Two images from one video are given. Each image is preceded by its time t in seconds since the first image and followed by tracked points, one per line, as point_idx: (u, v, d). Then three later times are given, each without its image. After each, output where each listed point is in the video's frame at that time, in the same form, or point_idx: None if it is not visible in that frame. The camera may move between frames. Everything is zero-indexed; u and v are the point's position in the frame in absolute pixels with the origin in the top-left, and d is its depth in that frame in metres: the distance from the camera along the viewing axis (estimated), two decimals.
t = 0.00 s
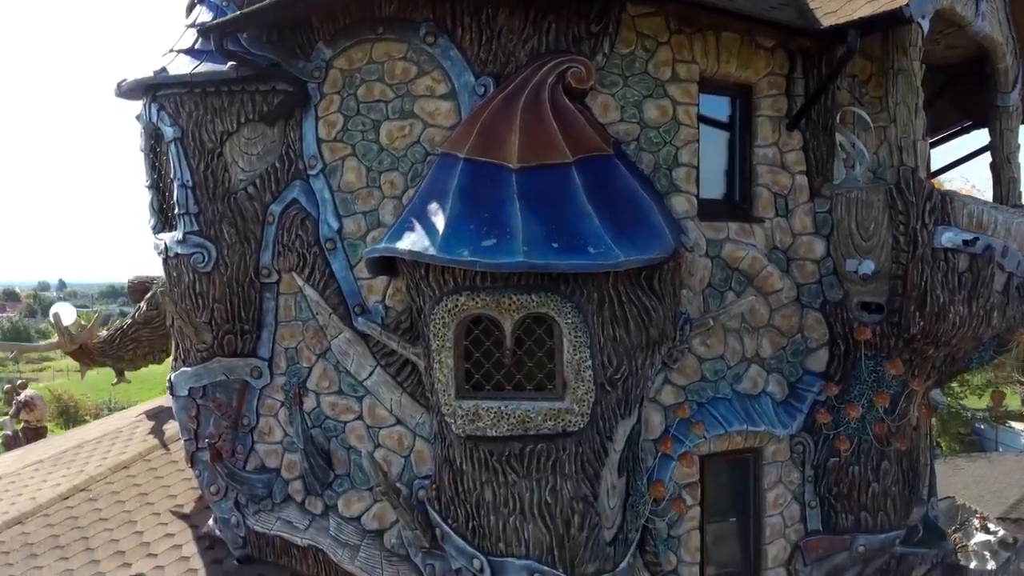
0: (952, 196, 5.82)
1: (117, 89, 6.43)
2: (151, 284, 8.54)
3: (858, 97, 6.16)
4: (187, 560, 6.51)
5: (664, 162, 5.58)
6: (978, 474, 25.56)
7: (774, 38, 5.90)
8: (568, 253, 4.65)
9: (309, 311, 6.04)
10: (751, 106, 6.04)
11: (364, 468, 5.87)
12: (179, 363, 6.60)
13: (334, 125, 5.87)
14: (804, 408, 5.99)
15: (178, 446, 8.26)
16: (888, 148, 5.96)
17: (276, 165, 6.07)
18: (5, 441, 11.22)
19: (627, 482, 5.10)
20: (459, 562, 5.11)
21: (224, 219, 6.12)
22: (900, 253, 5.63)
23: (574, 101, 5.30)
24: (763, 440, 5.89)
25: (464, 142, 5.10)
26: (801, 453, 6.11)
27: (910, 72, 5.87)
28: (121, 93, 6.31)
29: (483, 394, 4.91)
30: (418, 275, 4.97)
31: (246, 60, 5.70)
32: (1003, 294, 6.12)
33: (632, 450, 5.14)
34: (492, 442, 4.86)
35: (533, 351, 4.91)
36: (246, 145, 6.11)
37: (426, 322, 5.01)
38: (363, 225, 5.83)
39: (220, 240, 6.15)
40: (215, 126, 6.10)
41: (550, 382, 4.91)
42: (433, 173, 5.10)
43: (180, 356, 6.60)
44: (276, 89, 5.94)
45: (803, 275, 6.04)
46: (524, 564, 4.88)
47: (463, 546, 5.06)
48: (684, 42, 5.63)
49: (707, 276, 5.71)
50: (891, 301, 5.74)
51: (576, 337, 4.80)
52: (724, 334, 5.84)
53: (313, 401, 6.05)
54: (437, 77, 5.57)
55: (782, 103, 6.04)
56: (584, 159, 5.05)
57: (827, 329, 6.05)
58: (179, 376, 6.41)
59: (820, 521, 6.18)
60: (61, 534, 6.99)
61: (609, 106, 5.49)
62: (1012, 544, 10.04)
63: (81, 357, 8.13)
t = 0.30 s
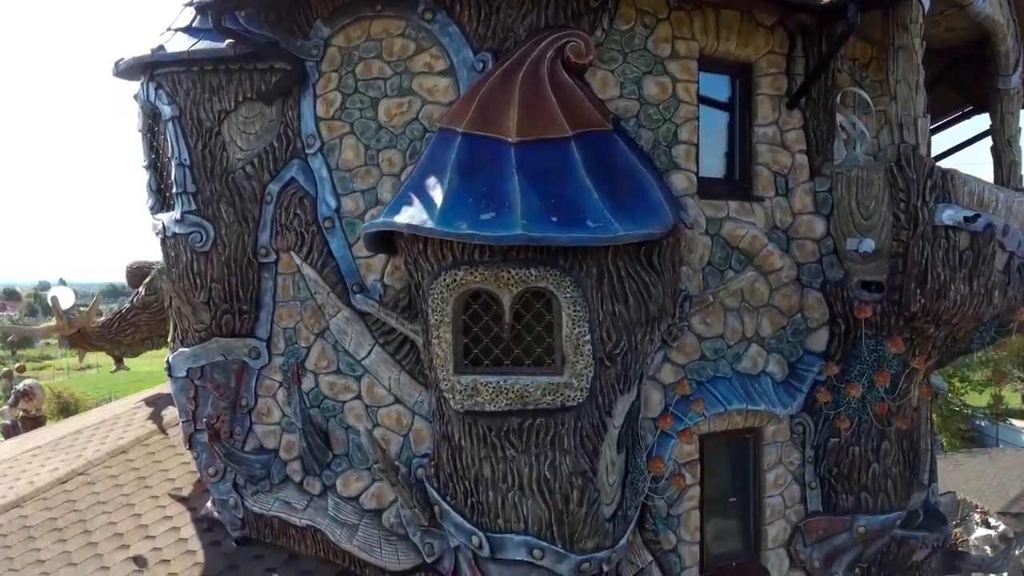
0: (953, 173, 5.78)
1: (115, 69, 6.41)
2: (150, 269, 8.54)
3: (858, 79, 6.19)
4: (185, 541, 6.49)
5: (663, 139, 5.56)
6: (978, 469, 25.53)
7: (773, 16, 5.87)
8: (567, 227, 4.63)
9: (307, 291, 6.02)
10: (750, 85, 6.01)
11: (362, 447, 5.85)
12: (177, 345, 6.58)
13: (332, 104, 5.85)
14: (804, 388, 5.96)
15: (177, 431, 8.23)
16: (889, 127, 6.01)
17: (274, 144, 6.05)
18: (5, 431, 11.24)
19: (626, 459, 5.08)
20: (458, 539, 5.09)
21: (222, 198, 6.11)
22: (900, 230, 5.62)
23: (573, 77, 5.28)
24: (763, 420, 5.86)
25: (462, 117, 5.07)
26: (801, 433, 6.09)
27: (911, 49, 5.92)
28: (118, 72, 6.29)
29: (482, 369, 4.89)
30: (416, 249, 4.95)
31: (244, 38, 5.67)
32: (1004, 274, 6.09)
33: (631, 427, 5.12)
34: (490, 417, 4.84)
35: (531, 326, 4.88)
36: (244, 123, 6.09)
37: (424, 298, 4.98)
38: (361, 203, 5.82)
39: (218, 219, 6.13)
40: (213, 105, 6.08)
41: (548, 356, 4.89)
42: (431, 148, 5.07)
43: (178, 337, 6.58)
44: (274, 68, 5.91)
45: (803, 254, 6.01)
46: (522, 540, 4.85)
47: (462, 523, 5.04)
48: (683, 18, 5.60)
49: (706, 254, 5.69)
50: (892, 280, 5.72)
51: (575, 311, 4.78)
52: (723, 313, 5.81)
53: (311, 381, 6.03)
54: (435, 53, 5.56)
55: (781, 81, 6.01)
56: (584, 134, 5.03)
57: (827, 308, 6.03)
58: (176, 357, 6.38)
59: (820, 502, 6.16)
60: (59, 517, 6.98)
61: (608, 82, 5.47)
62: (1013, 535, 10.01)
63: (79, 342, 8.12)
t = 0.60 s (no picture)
0: (954, 152, 5.76)
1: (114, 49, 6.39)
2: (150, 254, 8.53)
3: (859, 63, 6.26)
4: (185, 523, 6.48)
5: (664, 117, 5.54)
6: (980, 464, 25.52)
7: None
8: (568, 201, 4.61)
9: (307, 271, 6.01)
10: (751, 64, 5.99)
11: (362, 428, 5.84)
12: (176, 327, 6.57)
13: (332, 83, 5.83)
14: (805, 368, 5.95)
15: (176, 417, 8.21)
16: (891, 106, 5.95)
17: (273, 124, 6.04)
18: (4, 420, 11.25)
19: (627, 436, 5.06)
20: (458, 516, 5.08)
21: (221, 178, 6.09)
22: (902, 208, 5.57)
23: (574, 53, 5.24)
24: (764, 400, 5.86)
25: (463, 93, 5.05)
26: (802, 414, 6.07)
27: (912, 27, 5.88)
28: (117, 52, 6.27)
29: (482, 345, 4.87)
30: (416, 225, 4.93)
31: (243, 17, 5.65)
32: (1007, 254, 6.06)
33: (632, 404, 5.11)
34: (491, 393, 4.82)
35: (532, 301, 4.87)
36: (244, 103, 6.07)
37: (424, 274, 4.96)
38: (361, 182, 5.80)
39: (218, 199, 6.12)
40: (212, 84, 6.06)
41: (549, 332, 4.88)
42: (431, 124, 5.05)
43: (177, 319, 6.57)
44: (274, 47, 5.89)
45: (804, 234, 6.00)
46: (523, 517, 4.83)
47: (462, 501, 5.03)
48: None
49: (707, 233, 5.67)
50: (892, 259, 5.69)
51: (576, 286, 4.76)
52: (724, 292, 5.79)
53: (310, 362, 6.02)
54: (435, 31, 5.56)
55: (782, 61, 5.99)
56: (584, 110, 5.01)
57: (828, 289, 6.01)
58: (176, 339, 6.37)
59: (820, 483, 6.14)
60: (58, 500, 6.97)
61: (608, 59, 5.46)
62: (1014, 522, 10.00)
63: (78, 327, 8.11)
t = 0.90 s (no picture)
0: (956, 131, 5.75)
1: (116, 30, 6.40)
2: (150, 240, 8.51)
3: (863, 48, 6.56)
4: (185, 506, 6.47)
5: (665, 96, 5.53)
6: (981, 459, 25.53)
7: None
8: (568, 176, 4.60)
9: (307, 252, 6.01)
10: (752, 45, 5.97)
11: (363, 408, 5.83)
12: (177, 309, 6.56)
13: (332, 64, 5.83)
14: (806, 349, 5.94)
15: (177, 403, 8.20)
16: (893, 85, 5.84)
17: (274, 105, 6.03)
18: (5, 410, 11.26)
19: (627, 414, 5.06)
20: (459, 494, 5.08)
21: (221, 158, 6.09)
22: (903, 187, 5.55)
23: (574, 31, 5.18)
24: (766, 381, 5.88)
25: (464, 69, 5.04)
26: (804, 395, 6.06)
27: (914, 6, 5.81)
28: (118, 32, 6.27)
29: (483, 321, 4.86)
30: (417, 201, 4.92)
31: None
32: (1009, 235, 6.05)
33: (633, 382, 5.10)
34: (492, 369, 4.82)
35: (533, 277, 4.85)
36: (244, 84, 6.08)
37: (425, 251, 4.96)
38: (361, 162, 5.79)
39: (218, 180, 6.11)
40: (213, 65, 6.06)
41: (550, 308, 4.86)
42: (432, 101, 5.04)
43: (178, 301, 6.56)
44: (274, 28, 5.86)
45: (806, 215, 5.99)
46: (523, 493, 4.83)
47: (463, 478, 5.03)
48: None
49: (708, 212, 5.67)
50: (894, 238, 5.69)
51: (576, 262, 4.75)
52: (725, 272, 5.78)
53: (311, 343, 6.01)
54: (436, 10, 5.55)
55: (784, 42, 5.96)
56: (585, 87, 5.00)
57: (829, 270, 6.00)
58: (176, 321, 6.36)
59: (822, 465, 6.12)
60: (59, 484, 6.97)
61: (609, 38, 5.46)
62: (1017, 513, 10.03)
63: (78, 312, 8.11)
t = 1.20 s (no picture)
0: (955, 111, 5.79)
1: (119, 12, 6.41)
2: (150, 226, 8.52)
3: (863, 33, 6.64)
4: (185, 487, 6.47)
5: (665, 75, 5.53)
6: (982, 454, 25.53)
7: None
8: (568, 150, 4.60)
9: (308, 233, 6.01)
10: (752, 26, 5.95)
11: (363, 388, 5.84)
12: (177, 291, 6.56)
13: (332, 43, 5.82)
14: (806, 330, 5.94)
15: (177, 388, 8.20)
16: (893, 63, 5.86)
17: (274, 85, 6.04)
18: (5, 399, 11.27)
19: (627, 390, 5.07)
20: (460, 471, 5.09)
21: (222, 139, 6.08)
22: (904, 166, 5.57)
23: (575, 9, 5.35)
24: (766, 360, 5.88)
25: (464, 46, 5.04)
26: (804, 375, 6.04)
27: None
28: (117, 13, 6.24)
29: (483, 297, 4.86)
30: (417, 177, 4.92)
31: None
32: (1009, 215, 6.05)
33: (633, 359, 5.11)
34: (492, 344, 4.81)
35: (533, 252, 4.84)
36: (245, 65, 6.09)
37: (425, 228, 4.96)
38: (362, 142, 5.79)
39: (218, 160, 6.11)
40: (213, 45, 6.04)
41: (550, 283, 4.86)
42: (432, 77, 5.04)
43: (178, 283, 6.56)
44: (274, 8, 5.84)
45: (806, 195, 5.98)
46: (523, 468, 4.83)
47: (463, 455, 5.04)
48: None
49: (709, 191, 5.66)
50: (895, 217, 5.69)
51: (577, 237, 4.75)
52: (725, 251, 5.78)
53: (311, 323, 6.01)
54: None
55: (784, 22, 5.94)
56: (585, 63, 5.00)
57: (830, 251, 5.99)
58: (176, 302, 6.36)
59: (822, 446, 6.11)
60: (59, 466, 6.97)
61: (609, 16, 5.47)
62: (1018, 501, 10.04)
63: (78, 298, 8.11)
